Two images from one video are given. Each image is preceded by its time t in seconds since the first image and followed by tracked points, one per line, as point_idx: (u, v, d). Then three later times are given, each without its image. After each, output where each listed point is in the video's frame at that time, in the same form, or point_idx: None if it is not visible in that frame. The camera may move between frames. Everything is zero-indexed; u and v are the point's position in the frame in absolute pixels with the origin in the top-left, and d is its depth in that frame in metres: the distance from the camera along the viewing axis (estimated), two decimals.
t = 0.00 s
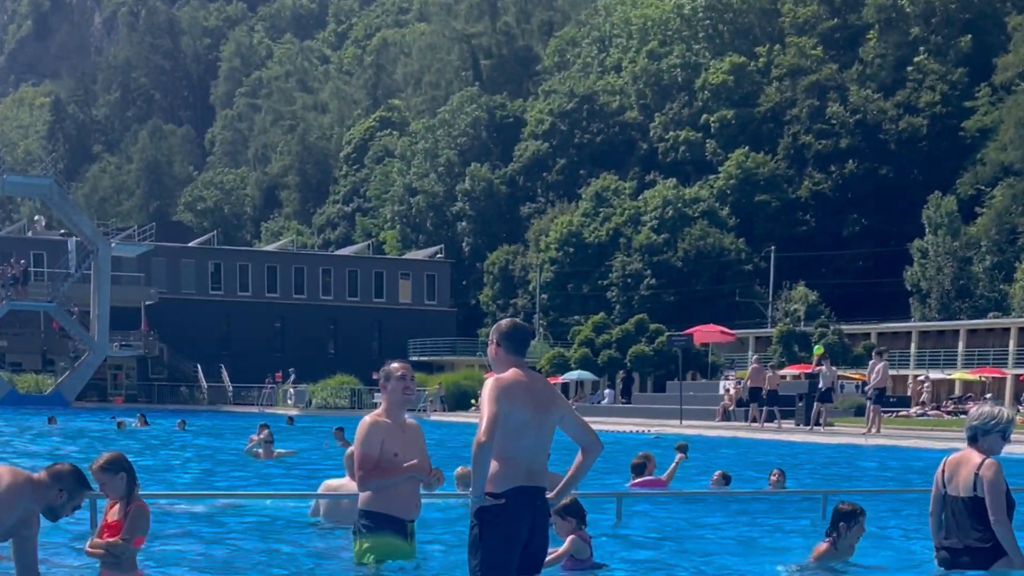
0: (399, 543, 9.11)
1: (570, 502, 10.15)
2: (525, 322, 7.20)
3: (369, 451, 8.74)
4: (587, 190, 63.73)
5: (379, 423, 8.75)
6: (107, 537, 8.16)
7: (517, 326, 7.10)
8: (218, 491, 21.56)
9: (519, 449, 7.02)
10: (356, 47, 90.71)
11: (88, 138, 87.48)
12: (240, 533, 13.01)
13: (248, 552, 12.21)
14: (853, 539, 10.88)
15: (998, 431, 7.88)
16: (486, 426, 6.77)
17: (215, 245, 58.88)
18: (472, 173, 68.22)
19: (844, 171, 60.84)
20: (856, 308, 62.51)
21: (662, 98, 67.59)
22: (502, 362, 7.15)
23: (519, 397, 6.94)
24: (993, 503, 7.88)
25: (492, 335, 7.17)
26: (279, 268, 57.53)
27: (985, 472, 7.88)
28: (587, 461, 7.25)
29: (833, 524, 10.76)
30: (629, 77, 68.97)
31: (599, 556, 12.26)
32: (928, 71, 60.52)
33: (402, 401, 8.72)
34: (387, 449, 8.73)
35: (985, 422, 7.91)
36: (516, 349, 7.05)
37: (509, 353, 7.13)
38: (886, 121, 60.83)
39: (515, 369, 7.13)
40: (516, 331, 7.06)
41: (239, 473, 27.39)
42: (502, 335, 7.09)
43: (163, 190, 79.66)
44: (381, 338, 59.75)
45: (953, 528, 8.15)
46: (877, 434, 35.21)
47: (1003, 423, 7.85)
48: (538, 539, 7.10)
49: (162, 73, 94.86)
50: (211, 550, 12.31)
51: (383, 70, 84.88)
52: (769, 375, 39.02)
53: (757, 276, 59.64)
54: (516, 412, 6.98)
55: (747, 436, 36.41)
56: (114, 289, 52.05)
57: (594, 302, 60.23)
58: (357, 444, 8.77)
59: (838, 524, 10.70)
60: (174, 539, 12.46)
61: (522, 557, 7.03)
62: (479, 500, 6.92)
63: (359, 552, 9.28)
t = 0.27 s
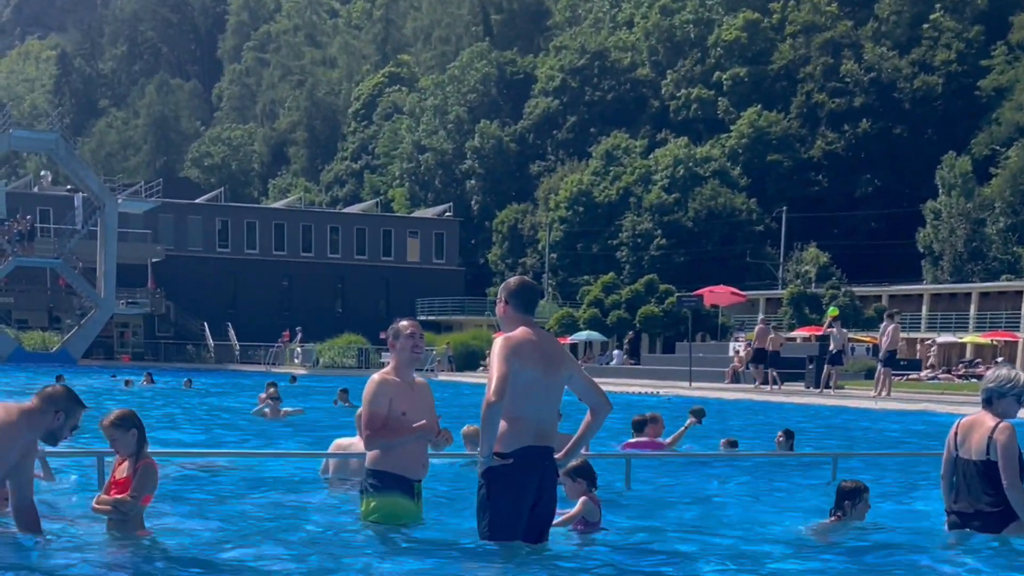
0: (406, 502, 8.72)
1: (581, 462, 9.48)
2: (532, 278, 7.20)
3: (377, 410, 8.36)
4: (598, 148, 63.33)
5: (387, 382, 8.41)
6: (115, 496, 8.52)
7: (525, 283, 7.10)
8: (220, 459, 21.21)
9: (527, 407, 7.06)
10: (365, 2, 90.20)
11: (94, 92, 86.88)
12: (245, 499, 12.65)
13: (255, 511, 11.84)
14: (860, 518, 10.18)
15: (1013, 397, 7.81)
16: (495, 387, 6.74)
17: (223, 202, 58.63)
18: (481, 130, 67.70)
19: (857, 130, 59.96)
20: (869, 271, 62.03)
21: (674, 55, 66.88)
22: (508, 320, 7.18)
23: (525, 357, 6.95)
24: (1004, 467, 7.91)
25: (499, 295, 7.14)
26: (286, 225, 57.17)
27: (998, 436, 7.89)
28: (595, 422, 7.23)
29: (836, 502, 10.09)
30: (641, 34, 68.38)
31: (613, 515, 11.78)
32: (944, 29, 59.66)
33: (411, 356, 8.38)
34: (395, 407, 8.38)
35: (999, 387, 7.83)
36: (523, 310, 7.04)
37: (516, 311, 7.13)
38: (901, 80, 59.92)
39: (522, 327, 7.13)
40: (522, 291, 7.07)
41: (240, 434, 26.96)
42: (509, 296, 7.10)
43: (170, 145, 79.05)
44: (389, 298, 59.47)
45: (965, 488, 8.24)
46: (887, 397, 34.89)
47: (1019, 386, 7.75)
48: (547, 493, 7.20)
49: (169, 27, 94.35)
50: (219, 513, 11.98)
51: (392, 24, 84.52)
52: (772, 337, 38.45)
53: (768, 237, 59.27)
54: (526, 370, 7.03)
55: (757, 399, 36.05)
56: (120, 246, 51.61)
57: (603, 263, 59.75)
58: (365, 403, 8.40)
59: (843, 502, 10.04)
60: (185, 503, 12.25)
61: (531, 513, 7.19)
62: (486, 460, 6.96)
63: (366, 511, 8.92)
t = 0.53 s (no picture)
0: (415, 478, 8.47)
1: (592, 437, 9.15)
2: (544, 254, 6.93)
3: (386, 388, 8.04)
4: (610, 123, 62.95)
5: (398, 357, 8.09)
6: (126, 469, 8.40)
7: (536, 258, 6.85)
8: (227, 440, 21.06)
9: (537, 383, 6.84)
10: None
11: (105, 64, 86.59)
12: (251, 472, 12.53)
13: (262, 487, 11.69)
14: (870, 494, 9.92)
15: None
16: (503, 364, 6.50)
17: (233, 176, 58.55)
18: (493, 105, 67.13)
19: (872, 107, 59.45)
20: (881, 250, 61.69)
21: (688, 31, 66.51)
22: (519, 295, 6.93)
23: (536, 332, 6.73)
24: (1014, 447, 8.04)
25: (509, 271, 6.91)
26: (296, 199, 57.08)
27: (1010, 415, 8.01)
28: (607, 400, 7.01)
29: (844, 482, 9.85)
30: (654, 9, 68.04)
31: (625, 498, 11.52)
32: (960, 5, 59.16)
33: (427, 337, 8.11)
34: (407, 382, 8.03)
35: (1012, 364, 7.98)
36: (534, 285, 6.81)
37: (526, 286, 6.90)
38: (916, 57, 59.26)
39: (533, 303, 6.91)
40: (534, 266, 6.81)
41: (247, 410, 26.79)
42: (520, 271, 6.84)
43: (180, 118, 78.74)
44: (399, 275, 59.36)
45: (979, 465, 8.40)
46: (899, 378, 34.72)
47: None
48: (557, 469, 7.04)
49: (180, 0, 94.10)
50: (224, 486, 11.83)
51: None
52: (778, 317, 38.19)
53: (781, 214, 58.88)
54: (535, 346, 6.78)
55: (771, 377, 35.78)
56: (131, 219, 51.44)
57: (615, 239, 59.48)
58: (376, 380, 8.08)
59: (850, 480, 9.82)
60: (192, 477, 12.10)
61: (540, 490, 7.03)
62: (496, 437, 6.77)
63: (375, 488, 8.68)
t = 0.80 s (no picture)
0: (421, 473, 8.68)
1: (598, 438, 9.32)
2: (550, 254, 6.97)
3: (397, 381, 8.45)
4: (619, 121, 62.96)
5: (412, 355, 8.44)
6: (137, 463, 8.59)
7: (544, 258, 6.86)
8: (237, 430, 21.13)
9: (545, 383, 6.90)
10: None
11: (115, 59, 86.79)
12: (258, 468, 12.57)
13: (270, 482, 11.70)
14: (891, 478, 9.94)
15: None
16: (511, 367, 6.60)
17: (242, 171, 58.62)
18: (502, 102, 67.40)
19: (881, 106, 59.33)
20: (890, 249, 61.57)
21: (698, 29, 66.56)
22: (527, 295, 6.97)
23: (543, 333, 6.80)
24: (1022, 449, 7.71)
25: (516, 272, 6.93)
26: (305, 194, 57.11)
27: (1017, 417, 7.71)
28: (612, 398, 7.12)
29: (864, 464, 9.84)
30: (665, 7, 68.14)
31: (631, 495, 11.44)
32: (971, 5, 59.10)
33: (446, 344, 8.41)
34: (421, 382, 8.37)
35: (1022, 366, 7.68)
36: (543, 285, 6.84)
37: (533, 285, 6.94)
38: (926, 56, 59.20)
39: (540, 303, 6.96)
40: (542, 266, 6.81)
41: (255, 404, 26.83)
42: (526, 271, 6.85)
43: (190, 112, 78.97)
44: (407, 271, 59.33)
45: (987, 467, 8.08)
46: (905, 377, 34.71)
47: None
48: (563, 467, 7.08)
49: None
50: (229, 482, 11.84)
51: None
52: (782, 316, 38.14)
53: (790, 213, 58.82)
54: (541, 345, 6.86)
55: (778, 375, 35.88)
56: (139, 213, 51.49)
57: (624, 237, 59.47)
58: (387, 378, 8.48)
59: (870, 464, 9.81)
60: (193, 475, 12.05)
61: (546, 487, 7.08)
62: (504, 434, 6.84)
63: (384, 484, 8.91)
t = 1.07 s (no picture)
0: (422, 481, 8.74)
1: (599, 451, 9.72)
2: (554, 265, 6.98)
3: (398, 394, 8.37)
4: (623, 134, 63.12)
5: (414, 370, 8.33)
6: (139, 472, 8.54)
7: (547, 272, 6.87)
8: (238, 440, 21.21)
9: (546, 394, 6.95)
10: None
11: (121, 69, 87.18)
12: (253, 484, 12.53)
13: (275, 489, 11.78)
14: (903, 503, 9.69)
15: None
16: (515, 383, 6.57)
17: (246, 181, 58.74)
18: (507, 114, 67.66)
19: (884, 122, 59.50)
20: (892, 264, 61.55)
21: (702, 43, 66.81)
22: (528, 308, 6.99)
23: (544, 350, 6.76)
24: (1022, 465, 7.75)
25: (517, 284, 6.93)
26: (310, 205, 57.34)
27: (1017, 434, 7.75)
28: (612, 410, 7.19)
29: (878, 486, 9.63)
30: (670, 21, 68.43)
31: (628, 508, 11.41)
32: (975, 22, 59.40)
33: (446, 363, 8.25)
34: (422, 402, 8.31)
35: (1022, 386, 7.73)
36: (546, 298, 6.85)
37: (537, 298, 6.95)
38: (930, 73, 59.49)
39: (542, 316, 6.99)
40: (545, 281, 6.83)
41: (258, 415, 26.87)
42: (527, 285, 6.85)
43: (195, 122, 79.31)
44: (410, 282, 59.47)
45: (989, 483, 8.11)
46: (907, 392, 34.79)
47: None
48: (563, 477, 7.11)
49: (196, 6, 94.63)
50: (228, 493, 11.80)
51: (419, 8, 84.87)
52: (780, 329, 38.22)
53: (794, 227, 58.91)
54: (544, 362, 6.86)
55: (779, 388, 35.95)
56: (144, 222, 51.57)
57: (627, 249, 59.57)
58: (387, 394, 8.44)
59: (885, 486, 9.58)
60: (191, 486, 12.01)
61: (547, 498, 7.12)
62: (507, 446, 6.85)
63: (383, 494, 8.93)
